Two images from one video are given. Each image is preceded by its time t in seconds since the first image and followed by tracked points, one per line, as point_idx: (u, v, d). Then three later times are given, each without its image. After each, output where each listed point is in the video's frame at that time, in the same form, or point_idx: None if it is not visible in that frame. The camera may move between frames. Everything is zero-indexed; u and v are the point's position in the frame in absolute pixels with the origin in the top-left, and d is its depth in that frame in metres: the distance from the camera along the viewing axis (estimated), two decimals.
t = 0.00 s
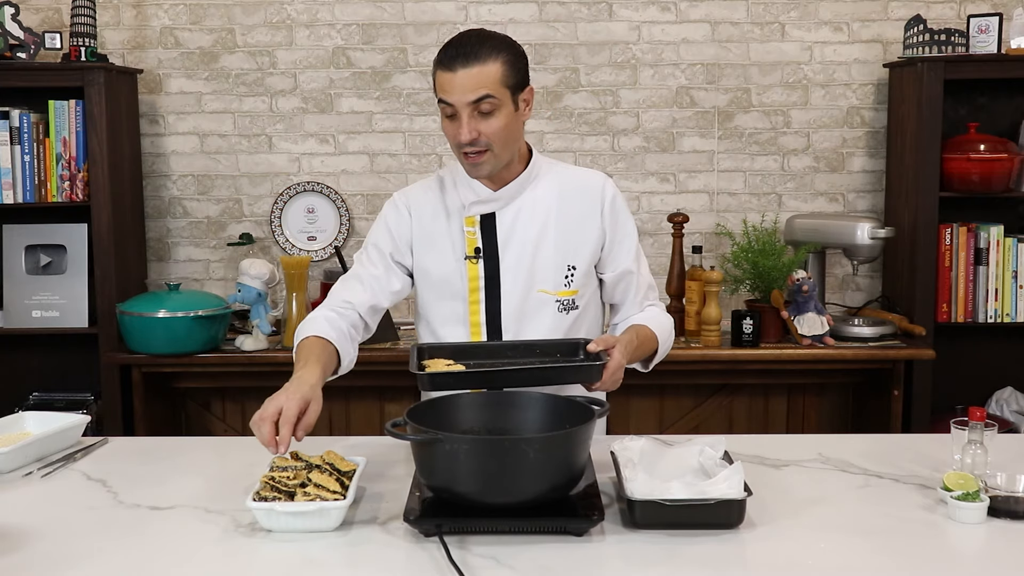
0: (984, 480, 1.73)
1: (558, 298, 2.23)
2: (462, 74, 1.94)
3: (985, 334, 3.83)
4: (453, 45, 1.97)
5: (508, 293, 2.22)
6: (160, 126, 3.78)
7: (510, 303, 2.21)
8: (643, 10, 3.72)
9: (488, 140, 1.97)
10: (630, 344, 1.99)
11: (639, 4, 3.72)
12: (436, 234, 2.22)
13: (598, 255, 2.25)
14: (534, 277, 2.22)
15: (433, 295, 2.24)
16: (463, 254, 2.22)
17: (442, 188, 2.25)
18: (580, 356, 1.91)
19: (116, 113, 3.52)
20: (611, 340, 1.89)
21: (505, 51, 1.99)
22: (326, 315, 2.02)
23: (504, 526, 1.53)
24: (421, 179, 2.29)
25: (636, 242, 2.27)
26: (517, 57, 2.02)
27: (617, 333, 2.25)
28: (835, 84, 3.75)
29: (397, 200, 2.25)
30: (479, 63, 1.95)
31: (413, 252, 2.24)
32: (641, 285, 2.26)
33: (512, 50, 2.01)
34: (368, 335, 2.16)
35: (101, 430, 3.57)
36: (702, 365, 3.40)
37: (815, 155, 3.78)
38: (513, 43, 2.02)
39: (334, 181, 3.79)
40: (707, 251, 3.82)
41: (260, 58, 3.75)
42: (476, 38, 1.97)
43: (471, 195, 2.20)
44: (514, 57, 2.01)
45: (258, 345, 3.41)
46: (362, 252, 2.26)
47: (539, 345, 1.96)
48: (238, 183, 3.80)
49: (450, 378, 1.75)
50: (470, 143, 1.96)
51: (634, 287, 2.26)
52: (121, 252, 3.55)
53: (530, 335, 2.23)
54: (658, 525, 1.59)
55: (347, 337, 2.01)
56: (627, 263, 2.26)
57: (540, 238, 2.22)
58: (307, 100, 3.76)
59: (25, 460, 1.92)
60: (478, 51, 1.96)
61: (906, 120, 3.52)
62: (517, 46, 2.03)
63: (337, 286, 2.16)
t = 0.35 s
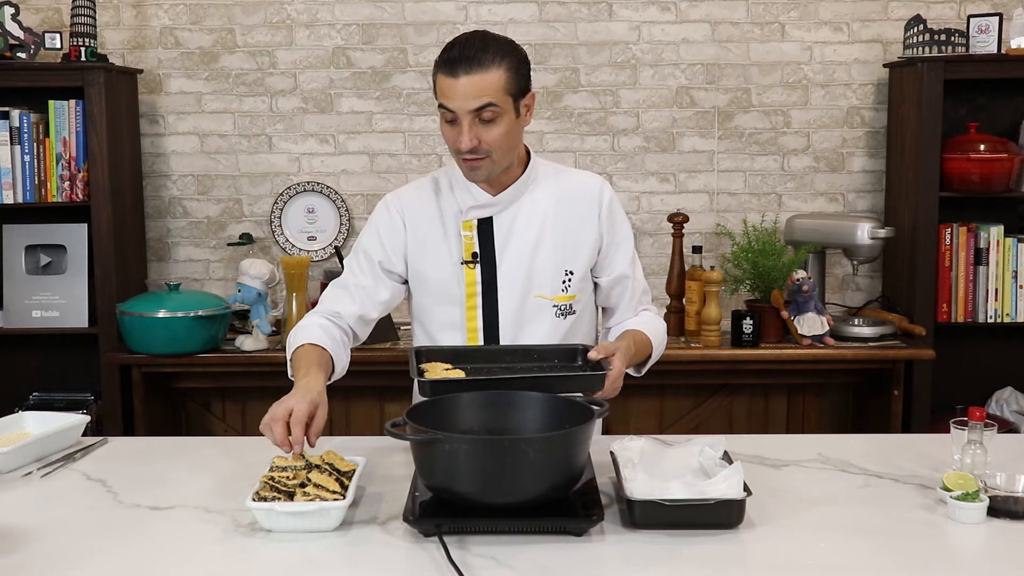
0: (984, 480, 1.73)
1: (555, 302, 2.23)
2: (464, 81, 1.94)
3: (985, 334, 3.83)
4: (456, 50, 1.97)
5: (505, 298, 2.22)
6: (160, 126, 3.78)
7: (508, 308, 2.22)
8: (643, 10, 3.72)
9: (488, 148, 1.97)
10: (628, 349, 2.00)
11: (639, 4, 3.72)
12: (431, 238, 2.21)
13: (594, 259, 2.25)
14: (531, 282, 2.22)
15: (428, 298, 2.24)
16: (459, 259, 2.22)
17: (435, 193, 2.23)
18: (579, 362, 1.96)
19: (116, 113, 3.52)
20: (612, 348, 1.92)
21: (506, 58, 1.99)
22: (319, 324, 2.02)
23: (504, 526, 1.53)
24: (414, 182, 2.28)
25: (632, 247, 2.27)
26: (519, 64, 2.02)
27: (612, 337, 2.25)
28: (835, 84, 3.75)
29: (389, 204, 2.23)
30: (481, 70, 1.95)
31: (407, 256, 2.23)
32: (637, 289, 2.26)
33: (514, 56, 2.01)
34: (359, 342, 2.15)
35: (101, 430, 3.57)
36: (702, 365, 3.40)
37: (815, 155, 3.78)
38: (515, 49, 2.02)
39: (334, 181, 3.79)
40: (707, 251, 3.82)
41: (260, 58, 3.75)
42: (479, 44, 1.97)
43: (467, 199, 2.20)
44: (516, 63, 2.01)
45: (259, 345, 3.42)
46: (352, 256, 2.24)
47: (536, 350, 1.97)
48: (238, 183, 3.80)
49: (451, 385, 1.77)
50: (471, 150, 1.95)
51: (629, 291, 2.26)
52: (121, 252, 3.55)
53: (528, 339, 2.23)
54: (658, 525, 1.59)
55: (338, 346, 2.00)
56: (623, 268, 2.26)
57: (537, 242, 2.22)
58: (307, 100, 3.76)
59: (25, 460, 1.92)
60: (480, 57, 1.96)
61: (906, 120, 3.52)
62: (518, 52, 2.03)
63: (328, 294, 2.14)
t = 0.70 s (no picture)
0: (984, 480, 1.73)
1: (554, 302, 2.23)
2: (461, 82, 1.94)
3: (985, 334, 3.83)
4: (452, 51, 1.97)
5: (504, 299, 2.22)
6: (160, 126, 3.78)
7: (506, 308, 2.22)
8: (643, 10, 3.72)
9: (485, 149, 1.97)
10: (623, 348, 1.99)
11: (639, 4, 3.72)
12: (430, 240, 2.21)
13: (592, 259, 2.25)
14: (529, 282, 2.22)
15: (428, 299, 2.24)
16: (457, 260, 2.22)
17: (433, 194, 2.23)
18: (572, 360, 1.95)
19: (116, 113, 3.52)
20: (604, 346, 1.90)
21: (503, 58, 1.99)
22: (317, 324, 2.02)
23: (505, 526, 1.53)
24: (413, 184, 2.28)
25: (630, 247, 2.27)
26: (515, 64, 2.02)
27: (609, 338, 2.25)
28: (835, 84, 3.75)
29: (388, 206, 2.24)
30: (478, 70, 1.95)
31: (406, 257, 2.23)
32: (634, 290, 2.25)
33: (510, 56, 2.01)
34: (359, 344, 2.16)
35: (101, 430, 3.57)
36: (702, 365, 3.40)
37: (815, 154, 3.78)
38: (511, 50, 2.02)
39: (333, 181, 3.79)
40: (707, 250, 3.82)
41: (260, 58, 3.75)
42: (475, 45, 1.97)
43: (465, 200, 2.19)
44: (512, 63, 2.01)
45: (258, 346, 3.42)
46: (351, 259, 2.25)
47: (530, 349, 1.97)
48: (238, 183, 3.80)
49: (443, 385, 1.77)
50: (469, 152, 1.95)
51: (626, 292, 2.26)
52: (121, 252, 3.55)
53: (527, 339, 2.23)
54: (658, 525, 1.59)
55: (338, 346, 2.01)
56: (619, 269, 2.26)
57: (535, 242, 2.22)
58: (307, 100, 3.76)
59: (25, 460, 1.92)
60: (477, 58, 1.96)
61: (906, 120, 3.52)
62: (514, 52, 2.03)
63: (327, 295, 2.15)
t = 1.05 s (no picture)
0: (984, 480, 1.73)
1: (555, 301, 2.23)
2: (484, 82, 1.94)
3: (985, 334, 3.83)
4: (476, 50, 1.96)
5: (505, 296, 2.22)
6: (160, 126, 3.78)
7: (507, 306, 2.22)
8: (643, 10, 3.72)
9: (506, 149, 1.98)
10: (617, 353, 1.98)
11: (639, 4, 3.72)
12: (433, 231, 2.23)
13: (595, 260, 2.25)
14: (532, 280, 2.22)
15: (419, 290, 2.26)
16: (461, 255, 2.23)
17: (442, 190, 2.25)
18: (565, 366, 1.92)
19: (116, 113, 3.52)
20: (598, 352, 1.89)
21: (525, 58, 1.99)
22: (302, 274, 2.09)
23: (504, 526, 1.54)
24: (424, 177, 2.29)
25: (632, 250, 2.27)
26: (535, 64, 2.03)
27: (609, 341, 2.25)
28: (835, 84, 3.75)
29: (395, 191, 2.26)
30: (502, 70, 1.95)
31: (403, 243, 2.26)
32: (634, 294, 2.26)
33: (531, 55, 2.01)
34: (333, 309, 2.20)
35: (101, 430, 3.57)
36: (702, 365, 3.40)
37: (815, 154, 3.78)
38: (532, 50, 2.02)
39: (333, 181, 3.79)
40: (707, 251, 3.82)
41: (260, 58, 3.75)
42: (499, 44, 1.96)
43: (472, 197, 2.20)
44: (533, 63, 2.01)
45: (258, 346, 3.42)
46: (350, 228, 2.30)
47: (523, 355, 1.95)
48: (238, 183, 3.80)
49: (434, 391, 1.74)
50: (491, 151, 1.95)
51: (626, 295, 2.26)
52: (121, 252, 3.55)
53: (527, 337, 2.23)
54: (658, 525, 1.59)
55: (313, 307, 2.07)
56: (620, 272, 2.26)
57: (539, 241, 2.21)
58: (307, 100, 3.76)
59: (25, 460, 1.92)
60: (501, 58, 1.95)
61: (906, 120, 3.52)
62: (534, 50, 2.03)
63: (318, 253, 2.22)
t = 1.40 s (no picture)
0: (984, 480, 1.73)
1: (560, 300, 2.22)
2: (507, 78, 1.94)
3: (985, 334, 3.83)
4: (499, 47, 1.96)
5: (510, 293, 2.21)
6: (160, 126, 3.78)
7: (512, 303, 2.21)
8: (643, 10, 3.72)
9: (524, 146, 1.98)
10: (610, 350, 1.99)
11: (639, 4, 3.72)
12: (445, 225, 2.23)
13: (600, 260, 2.25)
14: (537, 278, 2.22)
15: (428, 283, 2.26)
16: (469, 250, 2.23)
17: (455, 184, 2.25)
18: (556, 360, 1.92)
19: (116, 113, 3.52)
20: (589, 346, 1.89)
21: (546, 56, 1.99)
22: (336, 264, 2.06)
23: (504, 526, 1.54)
24: (437, 171, 2.29)
25: (635, 252, 2.25)
26: (555, 63, 2.03)
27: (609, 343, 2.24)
28: (835, 84, 3.75)
29: (411, 183, 2.26)
30: (524, 68, 1.95)
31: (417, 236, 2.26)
32: (634, 296, 2.25)
33: (552, 54, 2.01)
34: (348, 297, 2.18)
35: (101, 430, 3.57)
36: (702, 365, 3.40)
37: (815, 154, 3.78)
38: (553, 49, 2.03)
39: (333, 181, 3.79)
40: (707, 250, 3.82)
41: (260, 58, 3.75)
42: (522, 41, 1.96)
43: (484, 192, 2.20)
44: (552, 62, 2.02)
45: (259, 346, 3.42)
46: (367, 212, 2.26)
47: (515, 349, 1.95)
48: (238, 183, 3.80)
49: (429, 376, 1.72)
50: (510, 148, 1.95)
51: (626, 297, 2.25)
52: (121, 251, 3.55)
53: (530, 335, 2.23)
54: (658, 525, 1.59)
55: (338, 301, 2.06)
56: (623, 273, 2.25)
57: (546, 239, 2.21)
58: (307, 100, 3.76)
59: (25, 460, 1.92)
60: (523, 56, 1.95)
61: (907, 120, 3.52)
62: (554, 49, 2.04)
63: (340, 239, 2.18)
